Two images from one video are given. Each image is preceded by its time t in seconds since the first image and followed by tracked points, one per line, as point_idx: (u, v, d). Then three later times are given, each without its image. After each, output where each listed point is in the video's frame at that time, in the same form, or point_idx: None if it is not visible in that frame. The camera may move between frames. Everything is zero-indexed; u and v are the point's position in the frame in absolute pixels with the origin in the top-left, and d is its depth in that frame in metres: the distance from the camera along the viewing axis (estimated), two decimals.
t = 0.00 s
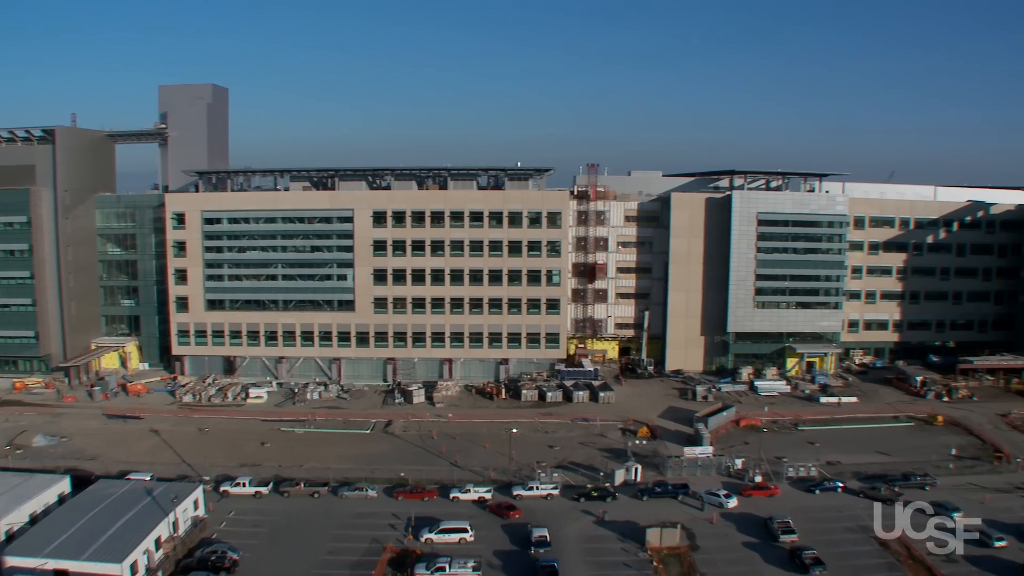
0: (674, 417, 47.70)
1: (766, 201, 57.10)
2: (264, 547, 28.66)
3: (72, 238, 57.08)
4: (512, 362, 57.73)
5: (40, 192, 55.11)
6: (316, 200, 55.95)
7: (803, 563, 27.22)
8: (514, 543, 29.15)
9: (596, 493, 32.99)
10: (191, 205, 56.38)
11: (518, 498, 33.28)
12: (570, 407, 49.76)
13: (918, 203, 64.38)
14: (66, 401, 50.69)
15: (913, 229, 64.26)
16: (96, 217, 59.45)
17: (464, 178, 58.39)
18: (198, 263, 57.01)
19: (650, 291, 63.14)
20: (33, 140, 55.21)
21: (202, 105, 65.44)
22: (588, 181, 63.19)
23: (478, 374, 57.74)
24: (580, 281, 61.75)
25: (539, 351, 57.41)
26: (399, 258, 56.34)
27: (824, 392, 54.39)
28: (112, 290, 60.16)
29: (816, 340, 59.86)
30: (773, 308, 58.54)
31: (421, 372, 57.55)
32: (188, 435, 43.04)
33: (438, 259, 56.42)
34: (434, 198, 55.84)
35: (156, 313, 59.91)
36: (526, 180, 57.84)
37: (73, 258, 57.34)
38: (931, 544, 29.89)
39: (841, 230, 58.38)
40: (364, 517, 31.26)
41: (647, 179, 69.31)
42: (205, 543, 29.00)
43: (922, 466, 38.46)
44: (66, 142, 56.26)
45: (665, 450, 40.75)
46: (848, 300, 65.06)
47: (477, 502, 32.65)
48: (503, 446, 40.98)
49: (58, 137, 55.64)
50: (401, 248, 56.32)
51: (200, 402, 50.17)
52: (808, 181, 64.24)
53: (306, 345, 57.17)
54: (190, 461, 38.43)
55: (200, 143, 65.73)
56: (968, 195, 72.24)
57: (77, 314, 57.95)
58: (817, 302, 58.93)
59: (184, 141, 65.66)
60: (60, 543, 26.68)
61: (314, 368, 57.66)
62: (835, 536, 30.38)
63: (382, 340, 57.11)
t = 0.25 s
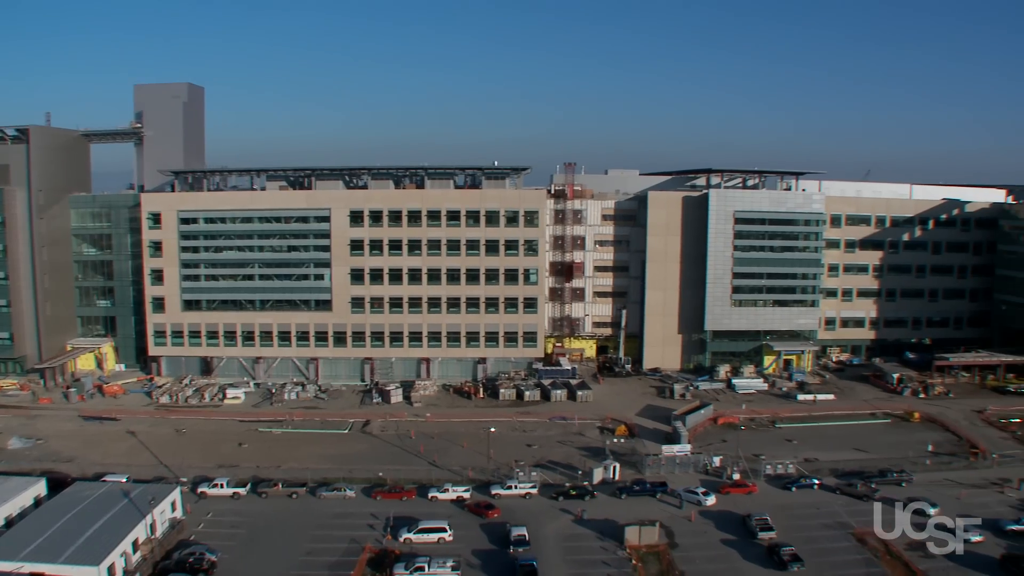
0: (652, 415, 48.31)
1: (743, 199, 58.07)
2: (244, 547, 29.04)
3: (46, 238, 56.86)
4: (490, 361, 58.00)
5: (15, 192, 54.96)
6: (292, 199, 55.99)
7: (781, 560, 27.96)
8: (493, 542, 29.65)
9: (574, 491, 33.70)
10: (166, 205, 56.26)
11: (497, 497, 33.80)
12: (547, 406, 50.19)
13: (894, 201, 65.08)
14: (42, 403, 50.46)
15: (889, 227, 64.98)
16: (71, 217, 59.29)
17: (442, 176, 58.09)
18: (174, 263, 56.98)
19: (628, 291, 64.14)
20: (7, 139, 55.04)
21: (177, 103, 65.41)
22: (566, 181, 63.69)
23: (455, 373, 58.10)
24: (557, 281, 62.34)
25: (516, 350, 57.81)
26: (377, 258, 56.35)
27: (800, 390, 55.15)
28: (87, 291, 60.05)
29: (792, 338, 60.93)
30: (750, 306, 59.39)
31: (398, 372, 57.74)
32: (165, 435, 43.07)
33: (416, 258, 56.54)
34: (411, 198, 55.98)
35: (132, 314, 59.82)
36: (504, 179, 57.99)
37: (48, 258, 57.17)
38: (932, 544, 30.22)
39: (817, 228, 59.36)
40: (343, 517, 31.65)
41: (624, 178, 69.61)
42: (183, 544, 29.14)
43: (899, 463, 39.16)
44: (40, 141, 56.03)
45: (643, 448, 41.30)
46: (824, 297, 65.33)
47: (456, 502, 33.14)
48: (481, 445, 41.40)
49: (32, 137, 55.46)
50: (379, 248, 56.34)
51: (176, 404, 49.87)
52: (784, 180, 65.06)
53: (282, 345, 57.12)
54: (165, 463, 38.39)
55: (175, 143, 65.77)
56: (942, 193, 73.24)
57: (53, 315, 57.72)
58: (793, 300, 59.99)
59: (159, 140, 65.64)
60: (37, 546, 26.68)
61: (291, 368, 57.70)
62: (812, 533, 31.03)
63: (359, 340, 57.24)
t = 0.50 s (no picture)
0: (630, 414, 48.44)
1: (720, 197, 58.47)
2: (222, 548, 29.03)
3: (22, 239, 56.67)
4: (468, 360, 58.37)
5: None
6: (269, 198, 56.10)
7: (760, 557, 28.09)
8: (472, 542, 29.67)
9: (553, 490, 33.77)
10: (143, 205, 56.01)
11: (476, 496, 33.83)
12: (525, 405, 50.32)
13: (871, 199, 65.39)
14: (18, 405, 50.07)
15: (866, 225, 65.28)
16: (48, 217, 59.17)
17: (418, 176, 58.92)
18: (150, 263, 56.71)
19: (605, 289, 64.25)
20: None
21: (153, 102, 65.37)
22: (544, 180, 64.30)
23: (432, 373, 58.29)
24: (535, 279, 63.54)
25: (495, 349, 58.31)
26: (354, 258, 56.60)
27: (779, 387, 55.32)
28: (63, 291, 59.97)
29: (770, 336, 61.34)
30: (729, 304, 59.68)
31: (376, 372, 57.82)
32: (142, 437, 42.88)
33: (393, 258, 56.85)
34: (388, 197, 56.25)
35: (109, 315, 59.76)
36: (480, 178, 58.35)
37: (24, 258, 57.03)
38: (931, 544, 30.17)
39: (795, 226, 59.82)
40: (322, 518, 31.62)
41: (601, 177, 69.96)
42: (162, 546, 29.05)
43: (877, 459, 39.39)
44: (15, 140, 55.79)
45: (622, 447, 41.41)
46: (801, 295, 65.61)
47: (436, 501, 33.18)
48: (459, 444, 41.40)
49: (7, 136, 55.21)
50: (356, 247, 56.60)
51: (152, 404, 49.80)
52: (762, 179, 65.57)
53: (260, 345, 57.02)
54: (144, 464, 38.23)
55: (152, 143, 65.83)
56: (918, 191, 73.96)
57: (29, 316, 57.47)
58: (771, 298, 60.30)
59: (136, 140, 65.58)
60: (14, 549, 26.51)
61: (269, 368, 57.44)
62: (791, 530, 31.17)
63: (337, 340, 57.26)
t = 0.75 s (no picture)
0: (607, 412, 48.53)
1: (697, 196, 58.79)
2: (198, 550, 28.99)
3: None
4: (445, 359, 58.74)
5: None
6: (246, 199, 56.30)
7: (738, 554, 28.21)
8: (451, 542, 29.71)
9: (530, 489, 33.80)
10: (118, 205, 55.86)
11: (455, 496, 33.82)
12: (502, 404, 50.44)
13: (847, 198, 65.77)
14: None
15: (842, 223, 65.59)
16: (22, 218, 58.93)
17: (394, 175, 59.25)
18: (125, 264, 56.50)
19: (582, 288, 64.51)
20: None
21: (127, 102, 65.31)
22: (520, 179, 64.65)
23: (409, 373, 58.57)
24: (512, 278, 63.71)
25: (472, 349, 58.77)
26: (331, 257, 56.88)
27: (755, 384, 55.58)
28: (37, 293, 59.74)
29: (747, 334, 61.76)
30: (705, 302, 59.94)
31: (353, 372, 58.00)
32: (118, 439, 42.75)
33: (369, 258, 57.14)
34: (364, 196, 56.58)
35: (83, 315, 59.58)
36: (456, 178, 58.68)
37: None
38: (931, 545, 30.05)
39: (771, 225, 60.18)
40: (301, 519, 31.58)
41: (578, 176, 70.22)
42: (139, 549, 29.02)
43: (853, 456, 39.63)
44: None
45: (600, 445, 41.54)
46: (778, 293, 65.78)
47: (413, 501, 33.20)
48: (436, 444, 41.41)
49: None
50: (333, 247, 56.91)
51: (128, 406, 49.63)
52: (739, 178, 66.03)
53: (237, 346, 57.09)
54: (121, 467, 38.12)
55: (126, 143, 65.85)
56: (894, 189, 74.67)
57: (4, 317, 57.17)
58: (747, 296, 60.54)
59: (110, 139, 65.51)
60: None
61: (245, 369, 57.30)
62: (769, 527, 31.31)
63: (313, 340, 57.46)
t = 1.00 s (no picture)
0: (582, 411, 48.64)
1: (671, 194, 59.05)
2: (172, 552, 28.86)
3: None
4: (419, 359, 58.87)
5: None
6: (219, 199, 56.19)
7: (714, 551, 28.28)
8: (427, 541, 29.68)
9: (507, 488, 33.77)
10: (91, 206, 55.70)
11: (431, 496, 33.78)
12: (478, 403, 50.50)
13: (821, 196, 66.19)
14: None
15: (815, 221, 65.92)
16: None
17: (370, 175, 58.47)
18: (98, 264, 56.32)
19: (557, 287, 64.64)
20: None
21: (99, 101, 65.44)
22: (495, 178, 64.68)
23: (383, 373, 58.63)
24: (487, 277, 63.31)
25: (447, 348, 58.91)
26: (304, 257, 56.88)
27: (730, 382, 55.82)
28: (10, 294, 59.40)
29: (723, 332, 62.13)
30: (680, 301, 60.19)
31: (328, 372, 58.09)
32: (91, 441, 42.55)
33: (343, 257, 57.16)
34: (337, 195, 56.59)
35: (55, 317, 59.35)
36: (430, 177, 58.70)
37: None
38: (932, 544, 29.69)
39: (745, 223, 60.54)
40: (275, 519, 31.50)
41: (552, 176, 70.84)
42: (114, 553, 28.91)
43: (828, 453, 39.83)
44: None
45: (575, 444, 41.60)
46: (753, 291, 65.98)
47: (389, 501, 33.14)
48: (411, 443, 41.40)
49: None
50: (306, 246, 56.88)
51: (103, 408, 49.43)
52: (714, 176, 66.36)
53: (212, 347, 57.02)
54: (96, 469, 37.95)
55: (97, 142, 65.80)
56: (869, 187, 75.31)
57: None
58: (723, 295, 60.75)
59: (82, 138, 65.54)
60: None
61: (220, 370, 57.26)
62: (745, 524, 31.40)
63: (287, 341, 57.41)
